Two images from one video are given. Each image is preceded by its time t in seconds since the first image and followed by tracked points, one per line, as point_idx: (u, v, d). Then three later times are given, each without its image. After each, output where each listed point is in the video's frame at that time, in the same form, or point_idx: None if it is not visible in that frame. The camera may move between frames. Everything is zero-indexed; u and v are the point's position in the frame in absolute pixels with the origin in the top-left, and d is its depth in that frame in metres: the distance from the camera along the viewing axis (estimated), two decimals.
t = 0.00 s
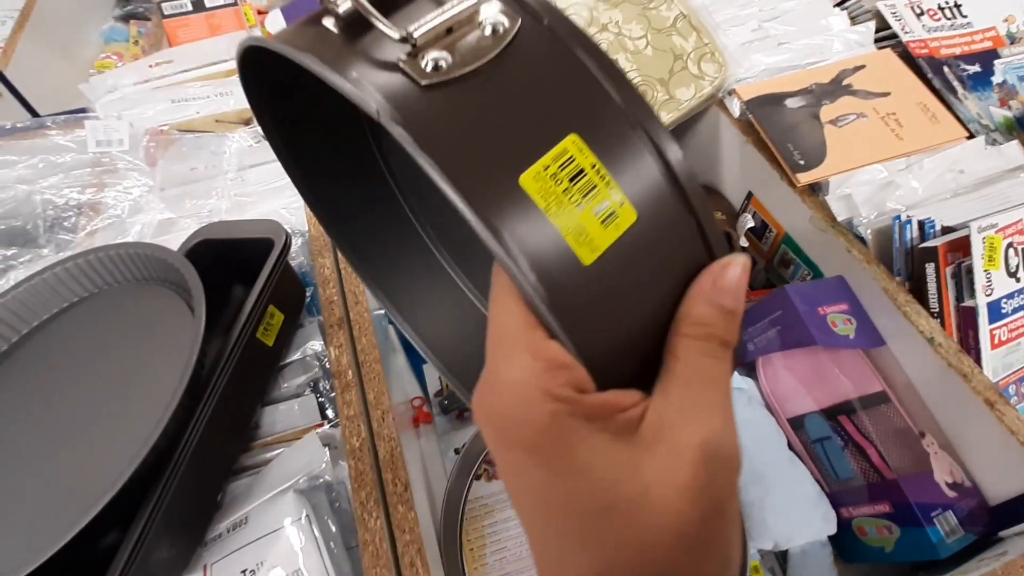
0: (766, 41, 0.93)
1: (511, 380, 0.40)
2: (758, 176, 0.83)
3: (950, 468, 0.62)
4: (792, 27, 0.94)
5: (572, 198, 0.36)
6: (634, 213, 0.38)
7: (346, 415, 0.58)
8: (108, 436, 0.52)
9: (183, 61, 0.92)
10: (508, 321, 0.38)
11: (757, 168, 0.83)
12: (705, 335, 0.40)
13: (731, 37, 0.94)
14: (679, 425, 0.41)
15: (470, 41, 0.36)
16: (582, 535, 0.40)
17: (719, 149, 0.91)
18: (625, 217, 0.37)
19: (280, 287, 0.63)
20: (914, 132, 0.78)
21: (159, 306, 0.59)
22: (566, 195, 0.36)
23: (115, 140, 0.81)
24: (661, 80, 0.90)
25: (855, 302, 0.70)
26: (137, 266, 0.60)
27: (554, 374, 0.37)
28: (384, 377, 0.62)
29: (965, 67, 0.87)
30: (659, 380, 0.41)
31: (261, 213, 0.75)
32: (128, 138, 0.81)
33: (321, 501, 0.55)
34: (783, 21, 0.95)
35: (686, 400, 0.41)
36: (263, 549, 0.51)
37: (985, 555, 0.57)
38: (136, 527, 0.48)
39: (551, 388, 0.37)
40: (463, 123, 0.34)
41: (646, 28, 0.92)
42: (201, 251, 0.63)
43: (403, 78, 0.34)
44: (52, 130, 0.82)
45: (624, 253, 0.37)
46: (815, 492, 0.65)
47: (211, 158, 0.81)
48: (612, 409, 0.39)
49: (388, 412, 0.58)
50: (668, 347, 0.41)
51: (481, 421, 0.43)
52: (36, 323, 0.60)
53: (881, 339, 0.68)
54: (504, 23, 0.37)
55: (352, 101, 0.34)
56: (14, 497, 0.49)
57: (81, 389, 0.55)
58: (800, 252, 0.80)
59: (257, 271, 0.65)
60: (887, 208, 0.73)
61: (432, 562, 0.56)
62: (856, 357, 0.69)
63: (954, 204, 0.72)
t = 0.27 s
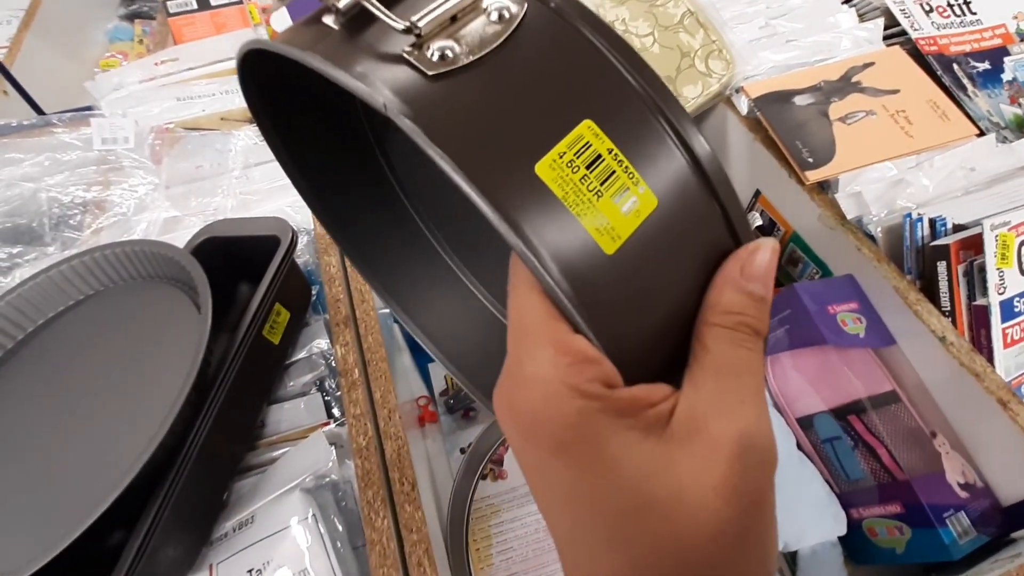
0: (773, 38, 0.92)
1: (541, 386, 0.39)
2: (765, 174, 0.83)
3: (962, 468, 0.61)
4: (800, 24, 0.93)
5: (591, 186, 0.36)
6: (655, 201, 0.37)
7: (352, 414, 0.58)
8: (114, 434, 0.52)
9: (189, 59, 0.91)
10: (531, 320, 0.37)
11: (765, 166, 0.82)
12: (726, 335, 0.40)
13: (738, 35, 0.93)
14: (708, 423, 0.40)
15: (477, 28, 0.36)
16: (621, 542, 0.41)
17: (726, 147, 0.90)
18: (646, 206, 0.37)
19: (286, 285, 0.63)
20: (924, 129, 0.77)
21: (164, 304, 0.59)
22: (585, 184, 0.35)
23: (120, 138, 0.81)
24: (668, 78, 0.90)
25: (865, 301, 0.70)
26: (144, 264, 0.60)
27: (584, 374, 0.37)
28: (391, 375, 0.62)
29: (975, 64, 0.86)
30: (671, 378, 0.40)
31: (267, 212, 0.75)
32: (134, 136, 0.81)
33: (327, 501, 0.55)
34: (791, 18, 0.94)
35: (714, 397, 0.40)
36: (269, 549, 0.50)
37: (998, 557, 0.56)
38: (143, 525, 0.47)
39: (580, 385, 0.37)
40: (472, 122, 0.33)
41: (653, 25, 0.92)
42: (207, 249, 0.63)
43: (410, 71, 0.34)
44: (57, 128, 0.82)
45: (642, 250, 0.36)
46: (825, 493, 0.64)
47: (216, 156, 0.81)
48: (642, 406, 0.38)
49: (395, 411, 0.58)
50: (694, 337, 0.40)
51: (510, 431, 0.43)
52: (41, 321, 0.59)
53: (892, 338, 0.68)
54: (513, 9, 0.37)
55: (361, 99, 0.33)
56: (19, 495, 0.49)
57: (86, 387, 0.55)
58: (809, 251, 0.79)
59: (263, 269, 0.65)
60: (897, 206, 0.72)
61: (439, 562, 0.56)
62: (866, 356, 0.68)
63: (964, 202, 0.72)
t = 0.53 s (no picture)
0: (775, 37, 0.92)
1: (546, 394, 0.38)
2: (767, 174, 0.82)
3: (966, 471, 0.60)
4: (802, 23, 0.92)
5: (595, 184, 0.35)
6: (661, 199, 0.37)
7: (350, 416, 0.57)
8: (110, 437, 0.52)
9: (187, 59, 0.91)
10: (536, 323, 0.37)
11: (767, 166, 0.82)
12: (732, 338, 0.39)
13: (740, 33, 0.92)
14: (717, 427, 0.40)
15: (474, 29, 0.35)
16: (626, 551, 0.40)
17: (727, 147, 0.90)
18: (650, 205, 0.37)
19: (284, 286, 0.63)
20: (927, 128, 0.77)
21: (161, 305, 0.58)
22: (591, 182, 0.35)
23: (119, 139, 0.80)
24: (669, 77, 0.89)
25: (868, 301, 0.69)
26: (141, 265, 0.60)
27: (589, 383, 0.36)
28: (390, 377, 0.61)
29: (979, 63, 0.85)
30: (673, 381, 0.40)
31: (265, 212, 0.75)
32: (132, 136, 0.81)
33: (325, 504, 0.54)
34: (793, 17, 0.93)
35: (720, 404, 0.40)
36: (266, 553, 0.50)
37: (1003, 561, 0.55)
38: (138, 529, 0.47)
39: (587, 391, 0.36)
40: (473, 125, 0.33)
41: (654, 24, 0.91)
42: (205, 250, 0.62)
43: (409, 70, 0.33)
44: (56, 129, 0.82)
45: (645, 251, 0.36)
46: (828, 496, 0.64)
47: (215, 157, 0.80)
48: (649, 410, 0.38)
49: (393, 413, 0.57)
50: (697, 340, 0.40)
51: (515, 438, 0.42)
52: (38, 323, 0.59)
53: (895, 339, 0.67)
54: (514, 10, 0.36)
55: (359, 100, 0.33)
56: (15, 498, 0.49)
57: (83, 389, 0.55)
58: (812, 251, 0.78)
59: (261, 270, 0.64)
60: (900, 206, 0.72)
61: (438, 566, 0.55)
62: (869, 358, 0.68)
63: (968, 202, 0.71)
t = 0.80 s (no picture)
0: (775, 39, 0.91)
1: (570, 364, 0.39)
2: (768, 176, 0.82)
3: (966, 474, 0.60)
4: (802, 24, 0.92)
5: (648, 194, 0.35)
6: (702, 226, 0.36)
7: (349, 420, 0.57)
8: (109, 440, 0.52)
9: (188, 62, 0.91)
10: (581, 302, 0.36)
11: (768, 168, 0.81)
12: (749, 350, 0.38)
13: (739, 35, 0.92)
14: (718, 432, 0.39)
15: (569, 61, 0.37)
16: (619, 524, 0.38)
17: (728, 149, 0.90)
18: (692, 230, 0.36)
19: (284, 289, 0.63)
20: (928, 130, 0.76)
21: (161, 308, 0.58)
22: (645, 193, 0.35)
23: (119, 142, 0.80)
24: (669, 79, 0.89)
25: (868, 304, 0.69)
26: (140, 269, 0.60)
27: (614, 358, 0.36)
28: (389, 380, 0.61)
29: (979, 64, 0.85)
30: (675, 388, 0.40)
31: (265, 215, 0.75)
32: (132, 139, 0.81)
33: (325, 507, 0.54)
34: (793, 18, 0.93)
35: (733, 410, 0.39)
36: (265, 556, 0.50)
37: (1004, 564, 0.55)
38: (137, 532, 0.47)
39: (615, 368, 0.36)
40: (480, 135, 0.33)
41: (654, 26, 0.91)
42: (205, 253, 0.62)
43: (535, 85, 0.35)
44: (56, 132, 0.82)
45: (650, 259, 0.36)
46: (827, 499, 0.64)
47: (215, 160, 0.81)
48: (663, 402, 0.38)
49: (392, 416, 0.58)
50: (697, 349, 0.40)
51: (528, 404, 0.42)
52: (37, 326, 0.59)
53: (895, 342, 0.67)
54: (602, 56, 0.38)
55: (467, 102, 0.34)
56: (13, 502, 0.49)
57: (82, 393, 0.55)
58: (812, 253, 0.78)
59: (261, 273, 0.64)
60: (900, 208, 0.72)
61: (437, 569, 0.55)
62: (869, 360, 0.68)
63: (971, 203, 0.70)
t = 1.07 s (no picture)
0: (775, 40, 0.92)
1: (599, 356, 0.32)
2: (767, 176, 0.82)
3: (966, 475, 0.60)
4: (802, 25, 0.92)
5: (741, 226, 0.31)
6: (768, 289, 0.31)
7: (349, 420, 0.57)
8: (110, 440, 0.52)
9: (189, 63, 0.91)
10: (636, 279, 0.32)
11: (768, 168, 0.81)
12: (758, 408, 0.32)
13: (739, 35, 0.92)
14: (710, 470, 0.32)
15: (727, 109, 0.34)
16: (591, 509, 0.31)
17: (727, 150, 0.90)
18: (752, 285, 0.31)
19: (284, 290, 0.63)
20: (927, 131, 0.77)
21: (161, 309, 0.59)
22: (733, 233, 0.31)
23: (120, 143, 0.80)
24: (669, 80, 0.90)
25: (868, 304, 0.69)
26: (140, 269, 0.60)
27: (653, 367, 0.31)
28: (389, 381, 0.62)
29: (979, 65, 0.85)
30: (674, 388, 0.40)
31: (266, 216, 0.75)
32: (133, 140, 0.81)
33: (325, 508, 0.54)
34: (793, 19, 0.93)
35: (739, 464, 0.32)
36: (265, 556, 0.50)
37: (1004, 565, 0.55)
38: (138, 532, 0.47)
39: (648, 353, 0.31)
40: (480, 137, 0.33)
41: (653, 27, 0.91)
42: (206, 254, 0.62)
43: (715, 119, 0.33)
44: (57, 133, 0.82)
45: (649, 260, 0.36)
46: (827, 500, 0.63)
47: (216, 161, 0.81)
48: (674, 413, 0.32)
49: (393, 417, 0.58)
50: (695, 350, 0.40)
51: (538, 376, 0.35)
52: (38, 327, 0.59)
53: (895, 343, 0.67)
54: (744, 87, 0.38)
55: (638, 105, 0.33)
56: (14, 503, 0.49)
57: (82, 394, 0.55)
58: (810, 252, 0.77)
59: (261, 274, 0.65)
60: (900, 208, 0.72)
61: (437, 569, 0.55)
62: (868, 361, 0.68)
63: (974, 203, 0.70)
